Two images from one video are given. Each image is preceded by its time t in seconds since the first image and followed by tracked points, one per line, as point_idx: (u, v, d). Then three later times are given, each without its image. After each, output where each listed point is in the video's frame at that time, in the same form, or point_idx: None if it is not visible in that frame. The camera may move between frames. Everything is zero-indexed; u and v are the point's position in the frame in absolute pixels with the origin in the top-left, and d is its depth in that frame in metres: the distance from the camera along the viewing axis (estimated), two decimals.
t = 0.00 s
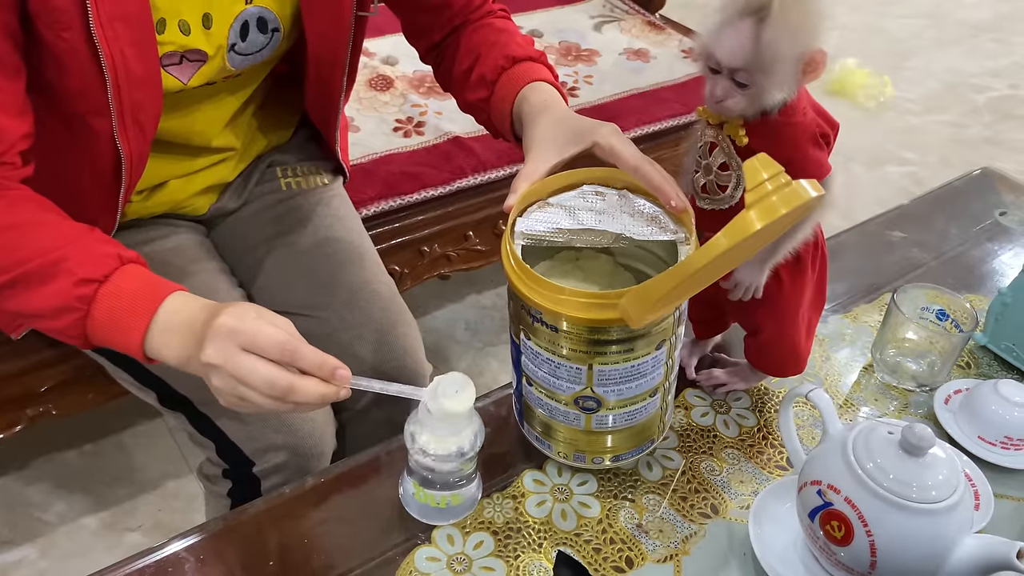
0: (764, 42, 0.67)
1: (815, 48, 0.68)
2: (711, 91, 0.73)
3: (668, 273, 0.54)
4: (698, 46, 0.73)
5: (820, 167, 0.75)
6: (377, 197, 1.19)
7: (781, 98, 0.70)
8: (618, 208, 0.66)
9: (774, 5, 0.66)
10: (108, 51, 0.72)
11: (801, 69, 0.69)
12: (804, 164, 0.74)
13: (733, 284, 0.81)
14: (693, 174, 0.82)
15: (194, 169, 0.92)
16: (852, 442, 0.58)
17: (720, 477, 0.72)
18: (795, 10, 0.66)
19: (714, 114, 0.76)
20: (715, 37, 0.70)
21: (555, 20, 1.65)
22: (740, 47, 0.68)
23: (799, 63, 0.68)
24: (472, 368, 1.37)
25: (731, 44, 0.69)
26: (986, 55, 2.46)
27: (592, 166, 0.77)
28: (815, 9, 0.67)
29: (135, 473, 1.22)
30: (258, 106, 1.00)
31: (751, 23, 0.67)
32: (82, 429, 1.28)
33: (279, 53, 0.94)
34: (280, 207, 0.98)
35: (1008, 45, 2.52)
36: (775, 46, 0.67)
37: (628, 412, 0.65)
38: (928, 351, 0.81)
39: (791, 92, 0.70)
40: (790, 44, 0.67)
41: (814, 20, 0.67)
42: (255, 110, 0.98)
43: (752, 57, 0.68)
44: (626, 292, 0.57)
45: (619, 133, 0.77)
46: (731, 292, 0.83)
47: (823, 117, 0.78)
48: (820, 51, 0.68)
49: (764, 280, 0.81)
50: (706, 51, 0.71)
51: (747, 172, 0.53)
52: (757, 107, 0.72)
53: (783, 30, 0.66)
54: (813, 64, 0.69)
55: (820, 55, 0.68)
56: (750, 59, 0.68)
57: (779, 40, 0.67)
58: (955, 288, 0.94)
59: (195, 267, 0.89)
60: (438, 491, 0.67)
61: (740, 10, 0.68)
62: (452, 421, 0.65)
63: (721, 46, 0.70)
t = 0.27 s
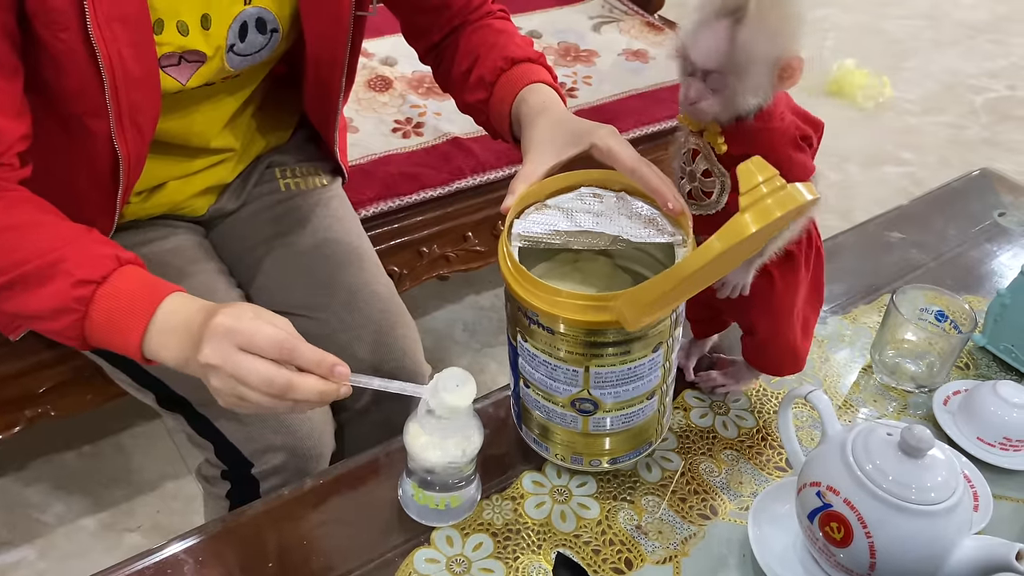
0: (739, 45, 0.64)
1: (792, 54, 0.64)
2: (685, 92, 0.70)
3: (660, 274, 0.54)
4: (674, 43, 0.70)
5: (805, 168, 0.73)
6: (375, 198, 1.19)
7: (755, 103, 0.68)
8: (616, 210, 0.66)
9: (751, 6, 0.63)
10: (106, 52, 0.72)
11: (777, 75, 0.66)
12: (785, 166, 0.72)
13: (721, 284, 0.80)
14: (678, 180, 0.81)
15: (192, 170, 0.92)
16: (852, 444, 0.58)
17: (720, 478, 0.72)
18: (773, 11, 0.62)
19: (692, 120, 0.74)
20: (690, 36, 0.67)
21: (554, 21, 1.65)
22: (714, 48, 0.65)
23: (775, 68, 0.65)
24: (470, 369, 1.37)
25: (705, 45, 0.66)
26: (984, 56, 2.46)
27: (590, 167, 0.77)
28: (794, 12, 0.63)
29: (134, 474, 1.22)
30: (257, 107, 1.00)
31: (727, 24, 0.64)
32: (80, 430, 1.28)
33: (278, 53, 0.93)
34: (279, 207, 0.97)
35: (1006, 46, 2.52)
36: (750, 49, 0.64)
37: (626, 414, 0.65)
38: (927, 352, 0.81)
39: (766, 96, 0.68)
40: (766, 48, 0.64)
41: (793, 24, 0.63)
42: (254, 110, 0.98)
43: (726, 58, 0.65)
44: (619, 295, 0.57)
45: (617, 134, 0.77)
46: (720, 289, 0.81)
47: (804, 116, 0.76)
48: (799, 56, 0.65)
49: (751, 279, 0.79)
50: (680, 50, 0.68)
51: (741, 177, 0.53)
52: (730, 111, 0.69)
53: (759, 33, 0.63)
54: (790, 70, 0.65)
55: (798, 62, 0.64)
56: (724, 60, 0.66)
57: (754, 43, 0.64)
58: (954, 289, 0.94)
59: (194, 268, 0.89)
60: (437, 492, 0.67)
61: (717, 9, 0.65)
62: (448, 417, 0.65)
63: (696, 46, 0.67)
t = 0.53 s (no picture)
0: (733, 69, 0.63)
1: (782, 90, 0.63)
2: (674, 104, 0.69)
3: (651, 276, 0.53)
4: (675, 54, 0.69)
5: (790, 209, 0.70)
6: (373, 199, 1.19)
7: (739, 130, 0.67)
8: (610, 214, 0.66)
9: (753, 31, 0.62)
10: (102, 52, 0.72)
11: (764, 108, 0.64)
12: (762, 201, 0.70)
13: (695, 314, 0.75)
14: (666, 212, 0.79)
15: (189, 171, 0.92)
16: (849, 445, 0.58)
17: (717, 480, 0.72)
18: (771, 41, 0.61)
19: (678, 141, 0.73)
20: (691, 48, 0.67)
21: (552, 22, 1.65)
22: (709, 63, 0.65)
23: (763, 100, 0.64)
24: (468, 370, 1.37)
25: (701, 60, 0.65)
26: (982, 57, 2.46)
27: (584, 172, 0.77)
28: (794, 48, 0.61)
29: (131, 475, 1.22)
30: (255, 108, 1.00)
31: (726, 44, 0.64)
32: (78, 432, 1.28)
33: (277, 54, 0.93)
34: (277, 209, 0.97)
35: (1004, 47, 2.53)
36: (742, 75, 0.63)
37: (618, 418, 0.65)
38: (925, 353, 0.82)
39: (752, 128, 0.67)
40: (758, 78, 0.62)
41: (789, 61, 0.61)
42: (251, 111, 0.98)
43: (719, 79, 0.64)
44: (608, 299, 0.57)
45: (612, 139, 0.77)
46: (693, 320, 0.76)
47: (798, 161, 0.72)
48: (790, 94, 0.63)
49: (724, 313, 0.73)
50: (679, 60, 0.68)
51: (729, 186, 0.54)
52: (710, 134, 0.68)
53: (753, 61, 0.62)
54: (779, 106, 0.64)
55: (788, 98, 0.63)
56: (715, 80, 0.65)
57: (747, 70, 0.62)
58: (952, 290, 0.95)
59: (191, 269, 0.89)
60: (434, 494, 0.67)
61: (722, 28, 0.64)
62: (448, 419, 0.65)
63: (693, 60, 0.66)
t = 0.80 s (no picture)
0: (738, 83, 0.64)
1: (788, 102, 0.64)
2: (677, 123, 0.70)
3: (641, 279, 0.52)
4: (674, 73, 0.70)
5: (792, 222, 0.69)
6: (372, 200, 1.19)
7: (747, 143, 0.68)
8: (607, 216, 0.66)
9: (755, 43, 0.63)
10: (99, 52, 0.72)
11: (772, 119, 0.65)
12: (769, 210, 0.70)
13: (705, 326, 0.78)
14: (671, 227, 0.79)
15: (187, 172, 0.92)
16: (847, 446, 0.58)
17: (715, 481, 0.72)
18: (775, 53, 0.62)
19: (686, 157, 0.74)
20: (691, 66, 0.67)
21: (550, 22, 1.65)
22: (712, 81, 0.66)
23: (772, 111, 0.65)
24: (467, 371, 1.37)
25: (704, 77, 0.66)
26: (981, 57, 2.46)
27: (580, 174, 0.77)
28: (799, 57, 0.63)
29: (129, 477, 1.22)
30: (253, 108, 1.00)
31: (728, 60, 0.64)
32: (76, 433, 1.28)
33: (274, 55, 0.93)
34: (275, 210, 0.97)
35: (1003, 47, 2.53)
36: (748, 89, 0.64)
37: (617, 420, 0.65)
38: (923, 354, 0.81)
39: (761, 139, 0.68)
40: (764, 91, 0.64)
41: (793, 73, 0.63)
42: (249, 113, 0.98)
43: (723, 94, 0.65)
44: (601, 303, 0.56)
45: (607, 141, 0.77)
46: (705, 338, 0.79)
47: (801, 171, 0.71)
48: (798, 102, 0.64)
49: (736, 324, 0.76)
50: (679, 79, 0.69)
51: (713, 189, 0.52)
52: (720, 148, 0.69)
53: (759, 74, 0.63)
54: (786, 117, 0.65)
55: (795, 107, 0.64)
56: (719, 96, 0.66)
57: (752, 84, 0.64)
58: (950, 291, 0.95)
59: (189, 270, 0.89)
60: (432, 496, 0.67)
61: (721, 44, 0.65)
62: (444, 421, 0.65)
63: (695, 78, 0.67)
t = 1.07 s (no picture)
0: (720, 73, 0.64)
1: (771, 90, 0.65)
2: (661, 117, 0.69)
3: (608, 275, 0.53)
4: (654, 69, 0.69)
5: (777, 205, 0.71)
6: (369, 201, 1.18)
7: (733, 135, 0.67)
8: (595, 217, 0.67)
9: (734, 33, 0.63)
10: (91, 48, 0.72)
11: (755, 109, 0.65)
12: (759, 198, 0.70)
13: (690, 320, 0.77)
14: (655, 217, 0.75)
15: (187, 172, 0.92)
16: (844, 447, 0.58)
17: (713, 482, 0.72)
18: (753, 42, 0.63)
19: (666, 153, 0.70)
20: (671, 61, 0.67)
21: (548, 24, 1.65)
22: (694, 73, 0.65)
23: (754, 102, 0.65)
24: (465, 373, 1.37)
25: (687, 69, 0.65)
26: (978, 58, 2.47)
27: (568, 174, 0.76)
28: (774, 45, 0.63)
29: (127, 479, 1.22)
30: (251, 111, 0.99)
31: (709, 50, 0.64)
32: (74, 435, 1.28)
33: (271, 57, 0.93)
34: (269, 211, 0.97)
35: (1000, 48, 2.53)
36: (731, 79, 0.63)
37: (608, 421, 0.65)
38: (921, 355, 0.81)
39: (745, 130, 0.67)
40: (747, 81, 0.63)
41: (773, 60, 0.64)
42: (246, 116, 0.98)
43: (706, 86, 0.65)
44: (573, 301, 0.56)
45: (594, 141, 0.76)
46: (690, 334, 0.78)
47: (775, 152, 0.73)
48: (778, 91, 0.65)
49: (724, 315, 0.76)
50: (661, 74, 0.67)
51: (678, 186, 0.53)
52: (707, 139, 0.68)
53: (740, 64, 0.63)
54: (768, 106, 0.65)
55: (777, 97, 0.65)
56: (702, 88, 0.65)
57: (735, 74, 0.63)
58: (948, 292, 0.95)
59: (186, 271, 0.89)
60: (430, 497, 0.67)
61: (701, 36, 0.65)
62: (443, 424, 0.67)
63: (676, 72, 0.66)
